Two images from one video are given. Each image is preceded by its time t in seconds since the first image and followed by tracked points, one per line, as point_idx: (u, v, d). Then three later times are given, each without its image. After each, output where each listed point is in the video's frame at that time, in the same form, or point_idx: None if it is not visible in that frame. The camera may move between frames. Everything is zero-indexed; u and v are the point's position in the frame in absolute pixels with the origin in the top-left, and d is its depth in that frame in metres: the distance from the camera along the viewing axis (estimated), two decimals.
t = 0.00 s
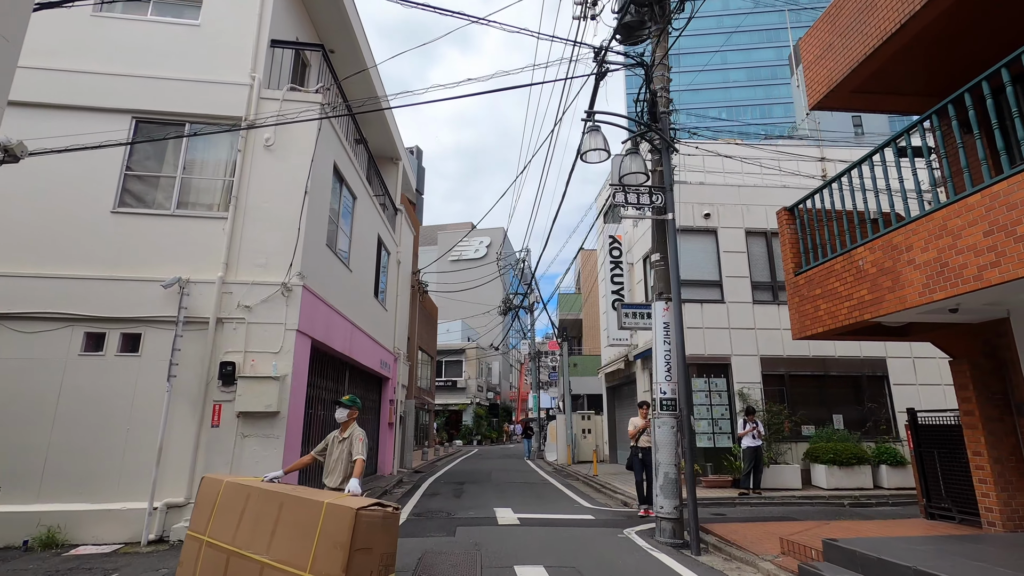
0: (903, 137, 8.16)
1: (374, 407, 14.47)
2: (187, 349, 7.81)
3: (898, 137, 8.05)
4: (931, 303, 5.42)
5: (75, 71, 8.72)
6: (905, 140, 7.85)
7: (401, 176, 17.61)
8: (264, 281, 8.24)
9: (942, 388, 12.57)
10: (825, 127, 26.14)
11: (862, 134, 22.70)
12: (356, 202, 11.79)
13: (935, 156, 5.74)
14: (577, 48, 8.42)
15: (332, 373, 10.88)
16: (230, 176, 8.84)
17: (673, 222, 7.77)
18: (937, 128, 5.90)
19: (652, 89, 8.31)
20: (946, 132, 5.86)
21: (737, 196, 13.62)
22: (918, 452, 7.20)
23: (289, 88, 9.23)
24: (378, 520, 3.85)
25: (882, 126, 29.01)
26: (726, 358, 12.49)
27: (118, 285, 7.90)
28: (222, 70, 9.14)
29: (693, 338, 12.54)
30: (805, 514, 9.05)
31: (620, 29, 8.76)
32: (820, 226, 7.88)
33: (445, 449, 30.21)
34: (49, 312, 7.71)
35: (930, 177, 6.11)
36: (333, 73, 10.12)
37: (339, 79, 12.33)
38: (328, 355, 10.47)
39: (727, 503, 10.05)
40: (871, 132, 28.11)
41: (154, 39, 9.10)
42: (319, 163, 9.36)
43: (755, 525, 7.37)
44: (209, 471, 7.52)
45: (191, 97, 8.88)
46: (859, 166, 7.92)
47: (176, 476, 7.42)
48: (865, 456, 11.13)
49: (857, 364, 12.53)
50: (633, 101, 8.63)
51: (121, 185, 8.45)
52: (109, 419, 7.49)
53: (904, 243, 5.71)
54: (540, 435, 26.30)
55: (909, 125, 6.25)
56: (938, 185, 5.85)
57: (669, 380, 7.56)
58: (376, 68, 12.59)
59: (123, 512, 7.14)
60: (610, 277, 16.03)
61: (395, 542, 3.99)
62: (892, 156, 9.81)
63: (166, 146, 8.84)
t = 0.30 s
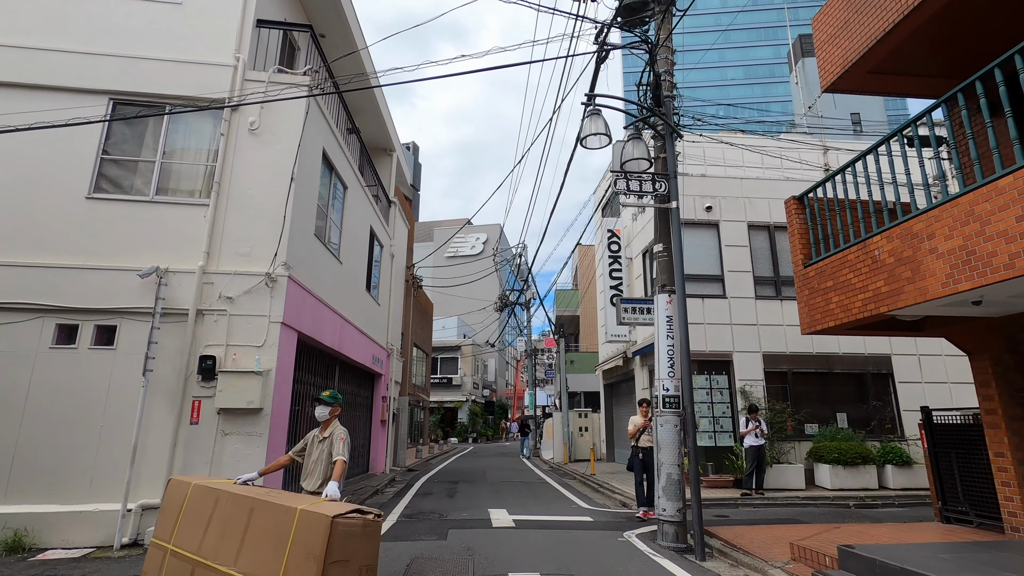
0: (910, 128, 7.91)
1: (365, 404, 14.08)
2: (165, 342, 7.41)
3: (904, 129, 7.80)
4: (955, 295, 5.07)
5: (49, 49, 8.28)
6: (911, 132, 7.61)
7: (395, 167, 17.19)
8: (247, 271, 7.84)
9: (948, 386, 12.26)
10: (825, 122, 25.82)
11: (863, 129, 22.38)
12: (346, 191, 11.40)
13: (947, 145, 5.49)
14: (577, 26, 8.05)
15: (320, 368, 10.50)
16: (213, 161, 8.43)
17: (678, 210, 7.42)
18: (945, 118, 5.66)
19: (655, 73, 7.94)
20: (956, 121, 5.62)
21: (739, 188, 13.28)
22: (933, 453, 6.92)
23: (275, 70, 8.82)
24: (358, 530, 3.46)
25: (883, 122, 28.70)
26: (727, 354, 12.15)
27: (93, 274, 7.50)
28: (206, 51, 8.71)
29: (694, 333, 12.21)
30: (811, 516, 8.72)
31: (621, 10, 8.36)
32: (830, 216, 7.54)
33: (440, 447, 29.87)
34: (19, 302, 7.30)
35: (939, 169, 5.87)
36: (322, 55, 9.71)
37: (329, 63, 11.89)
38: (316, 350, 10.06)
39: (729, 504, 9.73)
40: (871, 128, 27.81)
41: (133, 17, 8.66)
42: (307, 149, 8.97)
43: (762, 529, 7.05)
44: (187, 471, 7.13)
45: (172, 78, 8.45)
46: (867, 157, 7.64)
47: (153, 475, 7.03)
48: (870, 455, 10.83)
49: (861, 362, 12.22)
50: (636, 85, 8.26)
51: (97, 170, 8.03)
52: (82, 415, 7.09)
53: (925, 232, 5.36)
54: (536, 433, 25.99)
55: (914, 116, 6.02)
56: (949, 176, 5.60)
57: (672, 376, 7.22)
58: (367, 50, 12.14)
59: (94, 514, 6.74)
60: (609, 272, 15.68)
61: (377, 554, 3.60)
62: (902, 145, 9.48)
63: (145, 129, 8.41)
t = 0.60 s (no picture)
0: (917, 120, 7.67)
1: (357, 402, 13.68)
2: (141, 337, 7.00)
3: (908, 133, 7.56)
4: (984, 284, 4.71)
5: (19, 27, 7.83)
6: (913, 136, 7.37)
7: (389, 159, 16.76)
8: (229, 262, 7.43)
9: (956, 384, 11.93)
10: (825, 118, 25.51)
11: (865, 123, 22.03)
12: (336, 181, 10.99)
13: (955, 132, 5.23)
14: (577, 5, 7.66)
15: (309, 365, 10.12)
16: (193, 147, 8.01)
17: (683, 197, 7.04)
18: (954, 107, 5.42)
19: (659, 54, 7.55)
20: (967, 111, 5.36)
21: (742, 181, 12.93)
22: (951, 453, 6.60)
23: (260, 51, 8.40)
24: (333, 545, 3.01)
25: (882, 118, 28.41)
26: (730, 351, 11.80)
27: (64, 265, 7.08)
28: (187, 31, 8.29)
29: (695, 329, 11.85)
30: (819, 519, 8.39)
31: None
32: (842, 204, 7.17)
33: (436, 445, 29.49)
34: None
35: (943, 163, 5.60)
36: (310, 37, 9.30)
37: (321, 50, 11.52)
38: (303, 345, 9.64)
39: (733, 505, 9.38)
40: (871, 124, 27.49)
41: None
42: (294, 134, 8.56)
43: (770, 533, 6.70)
44: (164, 473, 6.73)
45: (151, 60, 8.03)
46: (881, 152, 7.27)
47: (127, 477, 6.62)
48: (878, 455, 10.50)
49: (867, 358, 11.89)
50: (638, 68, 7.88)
51: (70, 155, 7.60)
52: (52, 414, 6.68)
53: (951, 217, 5.00)
54: (533, 431, 25.63)
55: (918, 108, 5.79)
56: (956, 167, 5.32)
57: (676, 373, 6.85)
58: (358, 34, 11.71)
59: (63, 519, 6.32)
60: (608, 267, 15.31)
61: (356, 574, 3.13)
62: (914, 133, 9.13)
63: (122, 113, 7.99)
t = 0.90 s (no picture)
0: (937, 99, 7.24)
1: (351, 400, 13.28)
2: (115, 333, 6.59)
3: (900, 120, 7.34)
4: (1021, 270, 4.32)
5: None
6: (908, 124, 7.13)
7: (384, 151, 16.34)
8: (209, 253, 7.03)
9: (969, 380, 11.55)
10: (827, 110, 25.13)
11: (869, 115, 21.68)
12: (326, 171, 10.60)
13: (974, 115, 4.91)
14: None
15: (296, 362, 9.71)
16: (173, 132, 7.59)
17: (690, 182, 6.65)
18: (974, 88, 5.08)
19: (665, 31, 7.15)
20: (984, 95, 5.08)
21: (747, 171, 12.54)
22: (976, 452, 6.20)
23: (244, 32, 7.98)
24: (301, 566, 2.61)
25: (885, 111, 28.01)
26: (736, 347, 11.42)
27: (34, 256, 6.67)
28: (166, 11, 7.87)
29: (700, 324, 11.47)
30: (831, 521, 8.01)
31: None
32: (859, 189, 6.76)
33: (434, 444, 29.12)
34: None
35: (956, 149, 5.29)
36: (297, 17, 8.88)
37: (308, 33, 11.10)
38: (291, 340, 9.22)
39: (741, 507, 9.00)
40: (874, 117, 27.10)
41: None
42: (280, 119, 8.16)
43: (784, 538, 6.30)
44: (139, 476, 6.33)
45: (129, 40, 7.62)
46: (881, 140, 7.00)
47: (100, 482, 6.22)
48: (889, 454, 10.12)
49: (877, 354, 11.53)
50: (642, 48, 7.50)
51: (42, 141, 7.19)
52: (19, 414, 6.27)
53: (985, 197, 4.60)
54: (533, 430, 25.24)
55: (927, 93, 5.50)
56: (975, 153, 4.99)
57: (683, 368, 6.45)
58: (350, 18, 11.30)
59: (30, 526, 5.92)
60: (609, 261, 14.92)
61: None
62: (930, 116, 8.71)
63: (98, 97, 7.58)
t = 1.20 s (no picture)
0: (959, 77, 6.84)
1: (345, 398, 12.90)
2: (88, 326, 6.21)
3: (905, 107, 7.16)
4: None
5: None
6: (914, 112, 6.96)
7: (380, 144, 15.95)
8: (189, 242, 6.65)
9: (984, 375, 11.14)
10: (831, 103, 24.72)
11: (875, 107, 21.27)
12: (318, 161, 10.22)
13: (1011, 87, 4.51)
14: None
15: (285, 359, 9.33)
16: (152, 115, 7.21)
17: (697, 165, 6.27)
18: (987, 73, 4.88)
19: (671, 7, 6.76)
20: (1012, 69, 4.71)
21: (753, 161, 12.16)
22: (1005, 450, 5.81)
23: (228, 11, 7.60)
24: None
25: (889, 104, 27.58)
26: (742, 342, 11.03)
27: (2, 246, 6.29)
28: None
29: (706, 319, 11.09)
30: (845, 523, 7.62)
31: None
32: (878, 171, 6.35)
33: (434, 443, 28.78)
34: None
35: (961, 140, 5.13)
36: None
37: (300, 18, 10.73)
38: (278, 336, 8.83)
39: (749, 508, 8.62)
40: (879, 110, 26.67)
41: None
42: (267, 103, 7.78)
43: (800, 543, 5.93)
44: (113, 479, 5.95)
45: (105, 19, 7.23)
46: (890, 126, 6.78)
47: (72, 484, 5.85)
48: (903, 452, 9.72)
49: (888, 349, 11.14)
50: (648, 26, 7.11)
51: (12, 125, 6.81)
52: None
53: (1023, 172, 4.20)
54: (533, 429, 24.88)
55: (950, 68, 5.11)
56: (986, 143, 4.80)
57: (692, 363, 6.05)
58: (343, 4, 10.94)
59: None
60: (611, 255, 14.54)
61: None
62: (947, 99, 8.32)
63: (73, 79, 7.20)
